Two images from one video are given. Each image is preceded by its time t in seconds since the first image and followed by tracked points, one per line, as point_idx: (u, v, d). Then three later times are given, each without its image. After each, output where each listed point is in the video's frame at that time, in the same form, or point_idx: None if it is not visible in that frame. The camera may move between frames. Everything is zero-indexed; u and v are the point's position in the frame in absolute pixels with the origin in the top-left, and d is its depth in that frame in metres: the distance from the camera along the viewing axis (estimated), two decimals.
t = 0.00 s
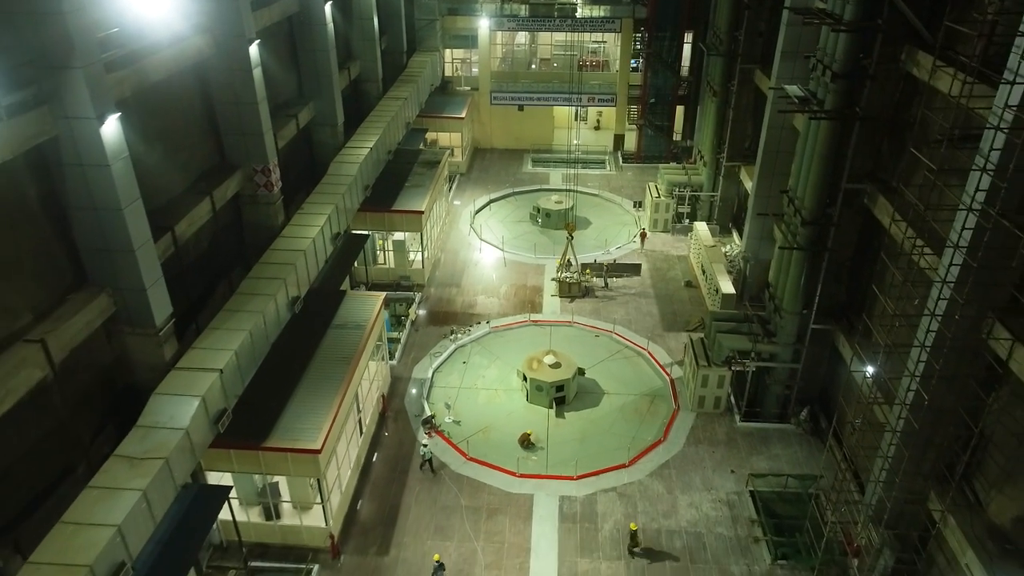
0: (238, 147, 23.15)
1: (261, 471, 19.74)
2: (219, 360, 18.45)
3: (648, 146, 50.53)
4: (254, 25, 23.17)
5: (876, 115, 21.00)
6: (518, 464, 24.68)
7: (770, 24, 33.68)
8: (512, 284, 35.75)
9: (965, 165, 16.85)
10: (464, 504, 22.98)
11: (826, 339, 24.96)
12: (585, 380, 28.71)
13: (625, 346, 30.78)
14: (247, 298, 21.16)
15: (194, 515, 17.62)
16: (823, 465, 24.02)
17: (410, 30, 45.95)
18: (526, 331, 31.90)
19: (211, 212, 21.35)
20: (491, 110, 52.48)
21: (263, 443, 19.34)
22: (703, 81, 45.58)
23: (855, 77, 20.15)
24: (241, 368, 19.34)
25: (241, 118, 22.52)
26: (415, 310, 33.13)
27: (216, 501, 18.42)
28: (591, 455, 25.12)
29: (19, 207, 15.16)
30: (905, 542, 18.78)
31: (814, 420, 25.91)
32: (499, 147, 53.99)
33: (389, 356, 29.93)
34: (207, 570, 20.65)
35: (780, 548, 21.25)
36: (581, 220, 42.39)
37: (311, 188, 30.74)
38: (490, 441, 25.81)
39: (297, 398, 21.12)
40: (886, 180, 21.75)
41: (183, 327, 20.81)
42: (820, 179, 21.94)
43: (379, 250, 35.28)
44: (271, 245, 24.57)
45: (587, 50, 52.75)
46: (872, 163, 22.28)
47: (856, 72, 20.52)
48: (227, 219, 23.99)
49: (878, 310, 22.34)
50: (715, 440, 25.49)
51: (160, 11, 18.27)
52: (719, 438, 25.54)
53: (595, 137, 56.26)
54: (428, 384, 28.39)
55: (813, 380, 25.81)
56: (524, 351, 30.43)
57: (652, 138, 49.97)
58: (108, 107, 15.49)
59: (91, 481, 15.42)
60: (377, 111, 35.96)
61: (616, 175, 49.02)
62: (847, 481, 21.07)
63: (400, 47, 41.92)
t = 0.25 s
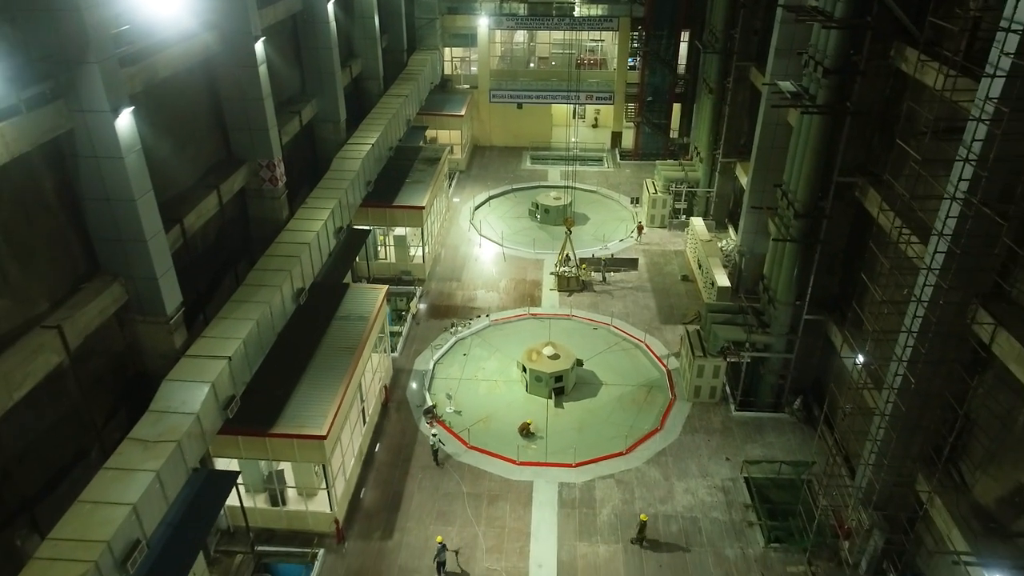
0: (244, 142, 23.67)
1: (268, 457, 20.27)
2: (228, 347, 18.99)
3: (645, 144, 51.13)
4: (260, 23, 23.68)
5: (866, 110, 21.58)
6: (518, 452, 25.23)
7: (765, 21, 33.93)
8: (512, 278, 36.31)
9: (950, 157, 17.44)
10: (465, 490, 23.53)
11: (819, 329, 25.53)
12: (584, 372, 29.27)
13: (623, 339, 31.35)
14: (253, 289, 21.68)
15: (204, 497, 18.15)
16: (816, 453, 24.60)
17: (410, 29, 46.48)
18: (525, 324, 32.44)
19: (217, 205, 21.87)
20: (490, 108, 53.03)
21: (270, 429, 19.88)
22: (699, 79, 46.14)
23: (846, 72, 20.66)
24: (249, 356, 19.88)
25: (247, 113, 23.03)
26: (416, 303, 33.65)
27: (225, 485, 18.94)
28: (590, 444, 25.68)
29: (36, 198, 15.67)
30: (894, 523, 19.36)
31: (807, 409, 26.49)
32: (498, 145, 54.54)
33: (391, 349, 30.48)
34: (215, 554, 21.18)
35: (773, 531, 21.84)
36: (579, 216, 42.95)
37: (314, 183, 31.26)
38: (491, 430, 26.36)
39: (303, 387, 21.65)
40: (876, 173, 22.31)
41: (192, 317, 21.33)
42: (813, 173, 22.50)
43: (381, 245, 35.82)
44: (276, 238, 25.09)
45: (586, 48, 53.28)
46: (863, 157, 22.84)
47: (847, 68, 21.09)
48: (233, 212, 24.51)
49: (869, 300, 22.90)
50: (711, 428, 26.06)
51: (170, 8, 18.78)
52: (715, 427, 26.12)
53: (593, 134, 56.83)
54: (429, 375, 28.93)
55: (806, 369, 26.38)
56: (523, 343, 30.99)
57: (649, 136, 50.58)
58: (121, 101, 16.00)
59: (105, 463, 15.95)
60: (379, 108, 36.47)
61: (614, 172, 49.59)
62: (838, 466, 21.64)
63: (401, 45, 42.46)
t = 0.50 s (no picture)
0: (244, 138, 24.10)
1: (270, 446, 20.71)
2: (231, 338, 19.43)
3: (638, 141, 51.78)
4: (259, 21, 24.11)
5: (851, 105, 22.16)
6: (514, 442, 25.74)
7: (755, 19, 34.50)
8: (507, 273, 36.84)
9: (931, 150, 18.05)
10: (462, 479, 24.01)
11: (807, 320, 26.13)
12: (578, 363, 29.81)
13: (616, 331, 31.91)
14: (254, 282, 22.10)
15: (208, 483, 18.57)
16: (805, 440, 25.20)
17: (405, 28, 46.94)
18: (521, 318, 32.96)
19: (218, 200, 22.28)
20: (484, 106, 53.56)
21: (272, 418, 20.32)
22: (690, 77, 46.78)
23: (832, 68, 21.22)
24: (251, 347, 20.32)
25: (247, 110, 23.46)
26: (412, 298, 34.12)
27: (228, 473, 19.36)
28: (585, 433, 26.22)
29: (45, 191, 16.09)
30: (880, 505, 19.97)
31: (797, 398, 27.09)
32: (492, 142, 55.05)
33: (389, 342, 30.95)
34: (217, 541, 21.57)
35: (764, 515, 22.42)
36: (573, 212, 43.50)
37: (311, 180, 31.69)
38: (487, 420, 26.85)
39: (303, 377, 22.10)
40: (862, 167, 22.91)
41: (194, 310, 21.74)
42: (800, 166, 23.07)
43: (377, 241, 36.28)
44: (275, 233, 25.51)
45: (579, 47, 53.85)
46: (850, 151, 23.43)
47: (833, 64, 21.68)
48: (233, 207, 24.94)
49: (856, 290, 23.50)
50: (703, 417, 26.64)
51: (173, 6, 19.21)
52: (707, 416, 26.70)
53: (586, 132, 57.42)
54: (426, 368, 29.41)
55: (796, 359, 26.96)
56: (518, 336, 31.50)
57: (641, 133, 51.23)
58: (128, 97, 16.45)
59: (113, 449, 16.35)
60: (375, 106, 36.93)
61: (607, 168, 50.18)
62: (826, 452, 22.25)
63: (396, 44, 42.94)
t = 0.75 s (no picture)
0: (244, 134, 24.55)
1: (273, 434, 21.19)
2: (235, 328, 19.91)
3: (631, 138, 52.43)
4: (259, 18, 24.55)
5: (838, 100, 22.78)
6: (511, 431, 26.28)
7: (745, 17, 35.05)
8: (503, 268, 37.37)
9: (914, 142, 18.68)
10: (461, 467, 24.55)
11: (797, 311, 26.75)
12: (573, 355, 30.37)
13: (610, 324, 32.48)
14: (256, 275, 22.57)
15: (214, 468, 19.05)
16: (795, 427, 25.82)
17: (400, 27, 47.39)
18: (517, 312, 33.49)
19: (220, 194, 22.74)
20: (479, 104, 54.08)
21: (275, 407, 20.80)
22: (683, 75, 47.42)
23: (819, 63, 21.81)
24: (254, 337, 20.80)
25: (247, 106, 23.91)
26: (410, 293, 34.61)
27: (232, 460, 19.83)
28: (580, 422, 26.79)
29: (55, 183, 16.53)
30: (867, 487, 20.58)
31: (787, 387, 27.71)
32: (487, 140, 55.56)
33: (387, 335, 31.46)
34: (222, 527, 22.17)
35: (755, 499, 23.04)
36: (568, 208, 44.07)
37: (310, 176, 32.14)
38: (485, 410, 27.39)
39: (305, 368, 22.58)
40: (849, 160, 23.54)
41: (197, 302, 22.19)
42: (789, 160, 23.67)
43: (375, 237, 36.75)
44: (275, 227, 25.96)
45: (572, 45, 54.43)
46: (837, 145, 24.05)
47: (820, 60, 22.29)
48: (234, 202, 25.39)
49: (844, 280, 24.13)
50: (696, 406, 27.23)
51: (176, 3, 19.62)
52: (699, 405, 27.30)
53: (580, 130, 57.98)
54: (424, 360, 29.92)
55: (786, 349, 27.59)
56: (515, 329, 32.04)
57: (635, 131, 51.91)
58: (135, 92, 16.91)
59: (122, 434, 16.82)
60: (372, 103, 37.39)
61: (601, 165, 50.77)
62: (815, 437, 22.86)
63: (391, 43, 43.39)
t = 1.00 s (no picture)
0: (249, 130, 25.00)
1: (278, 422, 21.66)
2: (241, 317, 20.38)
3: (628, 136, 53.01)
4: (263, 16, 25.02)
5: (829, 96, 23.30)
6: (511, 421, 26.77)
7: (740, 16, 35.53)
8: (502, 263, 37.88)
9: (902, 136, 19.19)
10: (462, 455, 25.03)
11: (791, 302, 27.28)
12: (572, 348, 30.88)
13: (608, 317, 33.00)
14: (261, 268, 23.04)
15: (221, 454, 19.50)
16: (789, 417, 26.34)
17: (399, 26, 47.86)
18: (516, 306, 33.99)
19: (225, 188, 23.19)
20: (478, 102, 54.58)
21: (280, 396, 21.26)
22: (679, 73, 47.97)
23: (811, 60, 22.31)
24: (260, 327, 21.27)
25: (251, 102, 24.36)
26: (410, 288, 35.10)
27: (238, 447, 20.29)
28: (578, 412, 27.30)
29: (67, 175, 16.98)
30: (858, 473, 21.11)
31: (782, 377, 28.24)
32: (486, 138, 56.07)
33: (388, 329, 31.94)
34: (229, 514, 22.69)
35: (749, 486, 23.58)
36: (566, 204, 44.60)
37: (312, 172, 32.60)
38: (485, 401, 27.88)
39: (309, 358, 23.06)
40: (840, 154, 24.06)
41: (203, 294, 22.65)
42: (782, 154, 24.16)
43: (376, 232, 37.22)
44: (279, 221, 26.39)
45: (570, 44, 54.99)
46: (829, 140, 24.56)
47: (812, 56, 22.77)
48: (239, 197, 25.81)
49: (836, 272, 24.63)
50: (691, 397, 27.76)
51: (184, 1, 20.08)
52: (695, 395, 27.83)
53: (578, 127, 58.52)
54: (425, 353, 30.41)
55: (780, 341, 28.11)
56: (514, 323, 32.55)
57: (632, 128, 52.53)
58: (145, 87, 17.36)
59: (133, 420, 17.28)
60: (372, 101, 37.83)
61: (598, 163, 51.31)
62: (808, 425, 23.39)
63: (391, 41, 43.88)
